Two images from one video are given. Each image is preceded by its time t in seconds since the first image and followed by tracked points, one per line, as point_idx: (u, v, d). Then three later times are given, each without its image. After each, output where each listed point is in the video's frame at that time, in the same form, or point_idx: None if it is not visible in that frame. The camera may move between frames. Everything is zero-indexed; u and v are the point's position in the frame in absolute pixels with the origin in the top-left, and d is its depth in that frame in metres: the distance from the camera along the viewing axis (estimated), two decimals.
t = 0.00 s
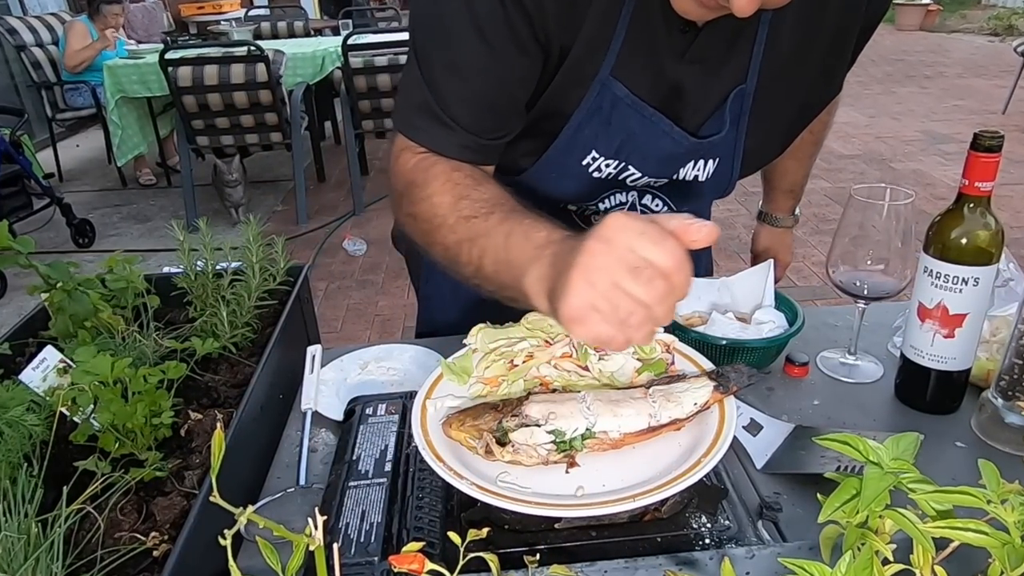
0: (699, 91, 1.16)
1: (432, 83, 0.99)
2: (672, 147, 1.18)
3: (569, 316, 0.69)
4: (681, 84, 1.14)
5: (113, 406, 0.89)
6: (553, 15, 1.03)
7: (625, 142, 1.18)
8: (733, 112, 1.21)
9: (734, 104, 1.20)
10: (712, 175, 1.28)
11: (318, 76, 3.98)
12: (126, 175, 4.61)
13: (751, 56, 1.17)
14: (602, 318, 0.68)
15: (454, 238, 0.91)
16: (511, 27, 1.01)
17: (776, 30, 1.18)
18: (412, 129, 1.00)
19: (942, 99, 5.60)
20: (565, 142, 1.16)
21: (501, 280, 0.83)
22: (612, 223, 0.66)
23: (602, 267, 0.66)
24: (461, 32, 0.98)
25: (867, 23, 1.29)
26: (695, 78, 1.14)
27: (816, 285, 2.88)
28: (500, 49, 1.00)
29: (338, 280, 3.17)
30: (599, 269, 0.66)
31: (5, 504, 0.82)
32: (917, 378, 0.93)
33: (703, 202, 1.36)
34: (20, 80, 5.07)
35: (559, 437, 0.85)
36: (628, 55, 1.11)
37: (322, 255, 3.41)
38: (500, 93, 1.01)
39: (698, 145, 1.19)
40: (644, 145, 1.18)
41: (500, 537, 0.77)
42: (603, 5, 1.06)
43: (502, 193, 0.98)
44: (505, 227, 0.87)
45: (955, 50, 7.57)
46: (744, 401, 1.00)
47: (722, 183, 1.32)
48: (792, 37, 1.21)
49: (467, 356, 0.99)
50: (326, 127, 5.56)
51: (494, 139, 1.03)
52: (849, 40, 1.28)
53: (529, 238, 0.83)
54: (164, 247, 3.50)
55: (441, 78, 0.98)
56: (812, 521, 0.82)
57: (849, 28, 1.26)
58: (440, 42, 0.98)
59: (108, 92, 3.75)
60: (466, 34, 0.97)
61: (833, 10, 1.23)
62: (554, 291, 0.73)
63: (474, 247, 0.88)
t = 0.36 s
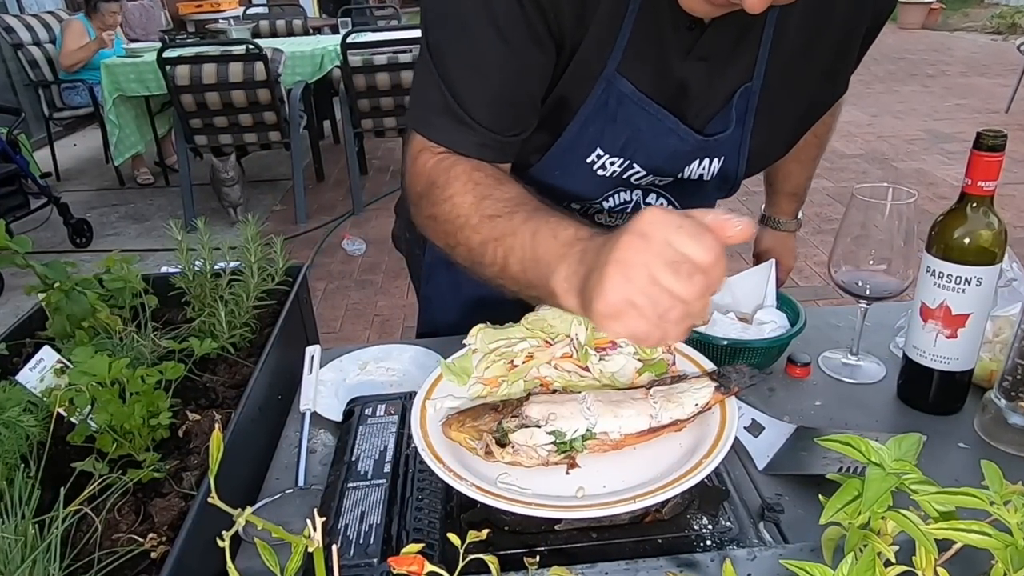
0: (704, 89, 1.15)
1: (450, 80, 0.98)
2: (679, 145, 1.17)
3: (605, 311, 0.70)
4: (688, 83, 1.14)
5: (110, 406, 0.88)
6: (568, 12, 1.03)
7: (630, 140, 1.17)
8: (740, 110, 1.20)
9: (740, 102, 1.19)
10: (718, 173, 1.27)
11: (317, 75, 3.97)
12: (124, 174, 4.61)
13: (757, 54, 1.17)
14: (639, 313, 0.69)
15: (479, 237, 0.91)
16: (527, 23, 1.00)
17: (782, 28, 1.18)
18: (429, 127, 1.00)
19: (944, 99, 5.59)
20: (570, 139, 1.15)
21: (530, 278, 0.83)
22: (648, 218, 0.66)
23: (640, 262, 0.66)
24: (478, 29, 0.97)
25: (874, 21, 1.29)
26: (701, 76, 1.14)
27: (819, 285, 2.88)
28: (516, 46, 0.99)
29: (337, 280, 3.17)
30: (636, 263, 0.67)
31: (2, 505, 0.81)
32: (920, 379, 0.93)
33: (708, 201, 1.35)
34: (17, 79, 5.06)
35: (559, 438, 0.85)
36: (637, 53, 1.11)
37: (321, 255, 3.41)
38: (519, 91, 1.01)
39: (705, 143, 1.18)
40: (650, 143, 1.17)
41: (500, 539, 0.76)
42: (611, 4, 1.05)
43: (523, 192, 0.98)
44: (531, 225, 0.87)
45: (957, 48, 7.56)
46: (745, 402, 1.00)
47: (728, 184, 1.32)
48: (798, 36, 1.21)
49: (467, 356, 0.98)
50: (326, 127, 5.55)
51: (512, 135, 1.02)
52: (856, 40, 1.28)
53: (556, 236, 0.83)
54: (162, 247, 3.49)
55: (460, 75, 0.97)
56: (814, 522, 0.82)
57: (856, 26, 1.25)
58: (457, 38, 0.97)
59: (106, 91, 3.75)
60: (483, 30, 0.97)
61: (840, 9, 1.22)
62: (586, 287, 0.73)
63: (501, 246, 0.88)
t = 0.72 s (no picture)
0: (711, 85, 1.15)
1: (446, 74, 0.98)
2: (685, 141, 1.16)
3: (573, 315, 0.68)
4: (693, 79, 1.14)
5: (108, 407, 0.88)
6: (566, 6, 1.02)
7: (637, 135, 1.16)
8: (746, 106, 1.20)
9: (746, 99, 1.19)
10: (724, 170, 1.27)
11: (316, 74, 3.97)
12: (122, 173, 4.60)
13: (764, 49, 1.17)
14: (605, 319, 0.66)
15: (466, 234, 0.90)
16: (524, 16, 0.99)
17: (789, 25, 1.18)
18: (425, 120, 0.99)
19: (944, 98, 5.59)
20: (576, 135, 1.14)
21: (509, 280, 0.81)
22: (621, 224, 0.63)
23: (609, 268, 0.64)
24: (473, 22, 0.97)
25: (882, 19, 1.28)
26: (707, 71, 1.14)
27: (819, 285, 2.88)
28: (513, 37, 0.99)
29: (336, 280, 3.16)
30: (607, 268, 0.64)
31: None
32: (922, 380, 0.92)
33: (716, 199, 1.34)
34: (15, 78, 5.05)
35: (560, 439, 0.85)
36: (641, 48, 1.10)
37: (320, 255, 3.40)
38: (516, 83, 1.00)
39: (711, 138, 1.17)
40: (656, 137, 1.16)
41: (500, 541, 0.76)
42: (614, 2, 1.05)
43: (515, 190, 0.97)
44: (514, 225, 0.86)
45: (958, 47, 7.55)
46: (746, 402, 0.99)
47: (735, 181, 1.31)
48: (805, 33, 1.20)
49: (467, 356, 0.98)
50: (325, 126, 5.55)
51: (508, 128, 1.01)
52: (865, 36, 1.27)
53: (538, 238, 0.81)
54: (160, 247, 3.49)
55: (455, 68, 0.97)
56: (816, 524, 0.81)
57: (865, 23, 1.25)
58: (454, 30, 0.97)
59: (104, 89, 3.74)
60: (477, 23, 0.97)
61: (849, 5, 1.21)
62: (559, 293, 0.71)
63: (482, 246, 0.86)
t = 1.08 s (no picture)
0: (712, 75, 1.15)
1: (437, 62, 0.98)
2: (686, 131, 1.15)
3: (523, 302, 0.67)
4: (693, 70, 1.13)
5: (105, 407, 0.87)
6: None
7: (637, 126, 1.15)
8: (748, 98, 1.19)
9: (747, 91, 1.18)
10: (727, 164, 1.25)
11: (315, 73, 3.96)
12: (121, 173, 4.59)
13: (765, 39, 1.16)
14: (554, 307, 0.65)
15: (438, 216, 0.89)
16: (517, 6, 1.00)
17: (790, 16, 1.17)
18: (416, 108, 0.99)
19: (946, 97, 5.58)
20: (576, 127, 1.14)
21: (472, 263, 0.81)
22: (577, 211, 0.63)
23: (560, 256, 0.64)
24: (466, 11, 0.97)
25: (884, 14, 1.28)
26: (707, 63, 1.13)
27: (822, 285, 2.87)
28: (505, 28, 0.99)
29: (335, 280, 3.15)
30: (557, 255, 0.64)
31: None
32: (925, 381, 0.92)
33: (719, 193, 1.33)
34: (12, 77, 5.04)
35: (560, 440, 0.84)
36: (639, 39, 1.10)
37: (319, 255, 3.40)
38: (507, 73, 1.01)
39: (712, 128, 1.16)
40: (656, 128, 1.15)
41: (499, 542, 0.75)
42: None
43: (490, 179, 0.96)
44: (482, 212, 0.86)
45: (960, 46, 7.54)
46: (748, 403, 0.99)
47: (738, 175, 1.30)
48: (807, 26, 1.19)
49: (467, 357, 0.98)
50: (325, 125, 5.53)
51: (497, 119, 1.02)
52: (868, 30, 1.27)
53: (502, 225, 0.82)
54: (158, 247, 3.48)
55: (446, 56, 0.97)
56: (817, 525, 0.81)
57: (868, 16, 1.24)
58: (448, 20, 0.97)
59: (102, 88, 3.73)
60: (470, 11, 0.97)
61: None
62: (510, 279, 0.71)
63: (453, 230, 0.86)
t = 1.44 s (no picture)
0: (706, 68, 1.14)
1: (432, 61, 1.00)
2: (674, 125, 1.13)
3: (528, 304, 0.67)
4: (683, 62, 1.13)
5: (103, 408, 0.86)
6: None
7: (625, 121, 1.13)
8: (738, 88, 1.16)
9: (736, 82, 1.16)
10: (719, 157, 1.22)
11: (314, 71, 3.95)
12: (120, 172, 4.59)
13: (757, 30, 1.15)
14: (565, 310, 0.65)
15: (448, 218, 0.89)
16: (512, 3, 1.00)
17: (786, 9, 1.16)
18: (415, 108, 1.01)
19: (947, 96, 5.57)
20: (564, 122, 1.12)
21: (477, 265, 0.81)
22: (581, 212, 0.63)
23: (565, 258, 0.64)
24: (460, 9, 0.98)
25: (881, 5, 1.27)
26: (700, 55, 1.13)
27: (823, 285, 2.87)
28: (499, 25, 1.00)
29: (334, 280, 3.15)
30: (562, 256, 0.64)
31: None
32: (927, 382, 0.91)
33: (715, 187, 1.29)
34: (10, 76, 5.04)
35: (560, 441, 0.83)
36: (628, 31, 1.09)
37: (318, 255, 3.39)
38: (506, 71, 1.02)
39: (701, 120, 1.13)
40: (645, 123, 1.13)
41: (499, 544, 0.75)
42: None
43: (493, 179, 0.97)
44: (486, 213, 0.86)
45: (961, 45, 7.53)
46: (750, 404, 0.98)
47: (731, 169, 1.26)
48: (802, 17, 1.19)
49: (467, 357, 0.97)
50: (324, 123, 5.51)
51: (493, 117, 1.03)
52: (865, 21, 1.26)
53: (506, 226, 0.81)
54: (156, 246, 3.48)
55: (443, 56, 0.99)
56: (820, 527, 0.80)
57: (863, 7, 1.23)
58: (442, 19, 0.99)
59: (99, 87, 3.72)
60: (465, 10, 0.98)
61: None
62: (517, 280, 0.71)
63: (457, 232, 0.86)
